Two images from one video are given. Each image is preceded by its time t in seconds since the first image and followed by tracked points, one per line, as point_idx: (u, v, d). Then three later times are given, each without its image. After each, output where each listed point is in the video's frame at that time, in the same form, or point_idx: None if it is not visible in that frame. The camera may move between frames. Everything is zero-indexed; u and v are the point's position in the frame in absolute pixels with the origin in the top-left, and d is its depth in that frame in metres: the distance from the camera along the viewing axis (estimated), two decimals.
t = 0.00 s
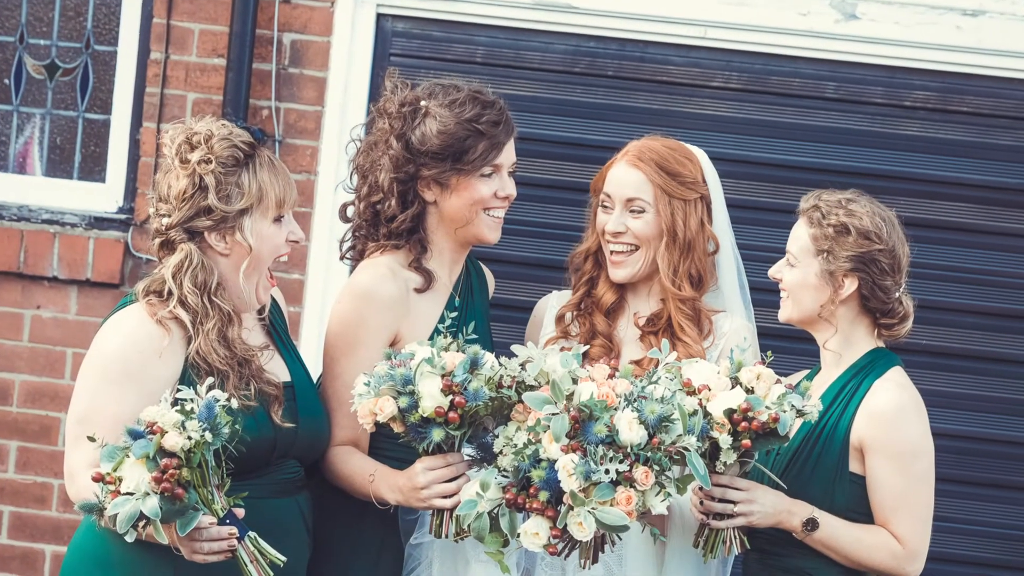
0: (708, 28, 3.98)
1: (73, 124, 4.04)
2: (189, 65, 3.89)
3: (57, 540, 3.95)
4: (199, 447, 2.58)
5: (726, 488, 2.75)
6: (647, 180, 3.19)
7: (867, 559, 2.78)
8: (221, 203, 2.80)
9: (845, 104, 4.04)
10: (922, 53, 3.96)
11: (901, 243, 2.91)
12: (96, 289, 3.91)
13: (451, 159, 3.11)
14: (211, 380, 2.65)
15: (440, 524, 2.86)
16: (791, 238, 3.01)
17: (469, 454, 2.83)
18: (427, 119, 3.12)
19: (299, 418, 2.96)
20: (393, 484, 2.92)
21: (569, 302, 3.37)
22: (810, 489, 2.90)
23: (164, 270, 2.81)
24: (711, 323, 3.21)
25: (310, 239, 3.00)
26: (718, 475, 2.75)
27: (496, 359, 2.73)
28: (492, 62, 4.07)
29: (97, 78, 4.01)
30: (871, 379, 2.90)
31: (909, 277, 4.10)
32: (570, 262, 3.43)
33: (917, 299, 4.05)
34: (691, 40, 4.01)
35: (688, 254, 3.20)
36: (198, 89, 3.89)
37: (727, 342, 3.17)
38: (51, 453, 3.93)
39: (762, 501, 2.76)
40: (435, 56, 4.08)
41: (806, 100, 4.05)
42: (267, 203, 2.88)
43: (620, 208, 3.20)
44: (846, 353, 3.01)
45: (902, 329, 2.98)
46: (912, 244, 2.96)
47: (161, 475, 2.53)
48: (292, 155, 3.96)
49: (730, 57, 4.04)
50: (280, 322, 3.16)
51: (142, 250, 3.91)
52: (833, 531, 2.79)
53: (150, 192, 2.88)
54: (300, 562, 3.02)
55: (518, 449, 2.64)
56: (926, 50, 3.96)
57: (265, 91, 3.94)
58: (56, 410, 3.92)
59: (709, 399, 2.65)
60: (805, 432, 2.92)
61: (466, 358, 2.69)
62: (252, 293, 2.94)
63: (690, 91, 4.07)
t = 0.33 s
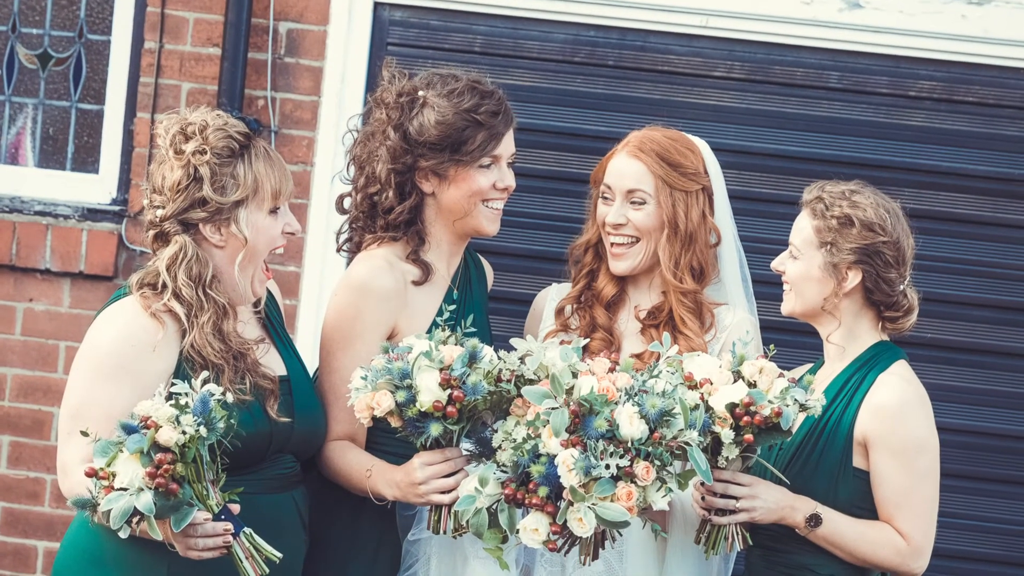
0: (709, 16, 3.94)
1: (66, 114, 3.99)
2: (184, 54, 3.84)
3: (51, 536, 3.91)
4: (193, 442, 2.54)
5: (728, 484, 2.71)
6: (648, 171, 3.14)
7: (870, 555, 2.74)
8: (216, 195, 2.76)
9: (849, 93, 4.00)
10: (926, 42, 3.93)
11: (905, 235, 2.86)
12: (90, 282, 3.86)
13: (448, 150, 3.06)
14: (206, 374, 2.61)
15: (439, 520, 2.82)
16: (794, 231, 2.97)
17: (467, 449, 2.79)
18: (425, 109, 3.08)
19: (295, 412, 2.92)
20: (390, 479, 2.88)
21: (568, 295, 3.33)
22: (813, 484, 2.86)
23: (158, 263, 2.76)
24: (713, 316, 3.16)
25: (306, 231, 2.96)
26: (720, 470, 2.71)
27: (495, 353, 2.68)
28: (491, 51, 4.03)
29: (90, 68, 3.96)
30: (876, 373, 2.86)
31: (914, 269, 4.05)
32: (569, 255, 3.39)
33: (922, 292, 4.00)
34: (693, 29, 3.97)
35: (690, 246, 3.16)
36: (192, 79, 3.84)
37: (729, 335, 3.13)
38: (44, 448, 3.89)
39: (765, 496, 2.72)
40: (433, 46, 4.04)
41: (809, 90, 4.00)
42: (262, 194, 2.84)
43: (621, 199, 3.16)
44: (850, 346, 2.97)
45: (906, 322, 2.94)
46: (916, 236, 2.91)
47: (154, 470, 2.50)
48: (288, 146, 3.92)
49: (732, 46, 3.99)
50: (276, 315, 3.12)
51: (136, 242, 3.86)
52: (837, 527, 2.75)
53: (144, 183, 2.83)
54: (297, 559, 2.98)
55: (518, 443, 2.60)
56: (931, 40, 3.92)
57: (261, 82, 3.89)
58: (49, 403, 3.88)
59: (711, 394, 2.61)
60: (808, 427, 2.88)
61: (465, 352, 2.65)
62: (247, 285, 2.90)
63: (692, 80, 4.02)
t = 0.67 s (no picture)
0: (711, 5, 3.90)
1: (59, 104, 3.94)
2: (178, 44, 3.79)
3: (44, 532, 3.87)
4: (188, 437, 2.50)
5: (730, 479, 2.67)
6: (650, 162, 3.10)
7: (874, 551, 2.70)
8: (211, 186, 2.71)
9: (852, 83, 3.95)
10: (930, 31, 3.88)
11: (909, 226, 2.83)
12: (83, 274, 3.82)
13: (447, 141, 3.02)
14: (200, 368, 2.56)
15: (437, 517, 2.78)
16: (798, 223, 2.93)
17: (466, 444, 2.75)
18: (423, 99, 3.03)
19: (291, 407, 2.88)
20: (387, 474, 2.84)
21: (568, 288, 3.29)
22: (816, 480, 2.82)
23: (153, 255, 2.72)
24: (715, 309, 3.12)
25: (302, 224, 2.91)
26: (723, 466, 2.67)
27: (493, 347, 2.64)
28: (490, 40, 3.99)
29: (83, 58, 3.92)
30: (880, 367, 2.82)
31: (918, 262, 4.01)
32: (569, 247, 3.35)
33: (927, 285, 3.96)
34: (694, 18, 3.93)
35: (691, 238, 3.12)
36: (187, 70, 3.80)
37: (732, 328, 3.07)
38: (37, 442, 3.85)
39: (768, 492, 2.68)
40: (431, 36, 4.00)
41: (812, 80, 3.96)
42: (258, 185, 2.80)
43: (621, 190, 3.11)
44: (853, 339, 2.93)
45: (910, 315, 2.90)
46: (920, 228, 2.87)
47: (149, 465, 2.45)
48: (283, 137, 3.87)
49: (734, 35, 3.95)
50: (272, 308, 3.08)
51: (130, 234, 3.81)
52: (841, 523, 2.71)
53: (138, 174, 2.79)
54: (293, 555, 2.94)
55: (517, 438, 2.55)
56: (936, 29, 3.88)
57: (256, 72, 3.84)
58: (42, 397, 3.84)
59: (713, 388, 2.57)
60: (811, 422, 2.84)
61: (463, 346, 2.61)
62: (242, 278, 2.86)
63: (693, 70, 3.98)
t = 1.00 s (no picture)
0: None
1: (52, 95, 3.89)
2: (173, 34, 3.75)
3: (36, 528, 3.84)
4: (183, 432, 2.46)
5: (732, 474, 2.63)
6: (651, 153, 3.06)
7: (878, 547, 2.67)
8: (206, 177, 2.67)
9: (856, 73, 3.91)
10: (934, 20, 3.85)
11: (914, 219, 2.78)
12: (76, 267, 3.77)
13: (445, 131, 2.98)
14: (195, 361, 2.52)
15: (435, 513, 2.74)
16: (801, 215, 2.89)
17: (464, 439, 2.71)
18: (421, 90, 2.99)
19: (287, 401, 2.84)
20: (384, 470, 2.80)
21: (568, 281, 3.24)
22: (820, 475, 2.78)
23: (147, 247, 2.68)
24: (717, 302, 3.08)
25: (298, 215, 2.87)
26: (725, 461, 2.64)
27: (493, 340, 2.60)
28: (489, 30, 3.95)
29: (77, 47, 3.87)
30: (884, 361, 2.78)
31: (922, 254, 3.97)
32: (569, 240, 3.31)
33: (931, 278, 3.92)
34: (695, 7, 3.89)
35: (692, 230, 3.08)
36: (181, 59, 3.75)
37: (733, 321, 3.03)
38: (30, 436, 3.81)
39: (771, 487, 2.65)
40: (430, 25, 3.96)
41: (815, 70, 3.92)
42: (253, 176, 2.76)
43: (622, 181, 3.07)
44: (857, 333, 2.89)
45: (915, 309, 2.86)
46: (925, 220, 2.83)
47: (143, 460, 2.42)
48: (280, 127, 3.83)
49: (736, 25, 3.91)
50: (269, 302, 3.04)
51: (124, 226, 3.77)
52: (845, 519, 2.67)
53: (132, 166, 2.75)
54: (290, 552, 2.91)
55: (516, 433, 2.51)
56: (940, 18, 3.84)
57: (252, 61, 3.80)
58: (35, 391, 3.80)
59: (715, 381, 2.54)
60: (814, 416, 2.80)
61: (461, 339, 2.57)
62: (238, 271, 2.82)
63: (695, 60, 3.93)
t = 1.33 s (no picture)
0: None
1: (46, 85, 3.84)
2: (167, 23, 3.70)
3: (28, 523, 3.80)
4: (178, 426, 2.42)
5: (734, 470, 2.60)
6: (651, 144, 3.02)
7: (882, 544, 2.63)
8: (201, 168, 2.63)
9: (860, 63, 3.87)
10: (939, 9, 3.81)
11: (918, 211, 2.75)
12: (69, 259, 3.73)
13: (444, 122, 2.94)
14: (190, 355, 2.48)
15: (433, 509, 2.70)
16: (804, 207, 2.85)
17: (463, 434, 2.67)
18: (418, 80, 2.94)
19: (283, 395, 2.80)
20: (382, 465, 2.77)
21: (568, 274, 3.20)
22: (823, 470, 2.75)
23: (141, 240, 2.63)
24: (719, 296, 3.04)
25: (294, 208, 2.83)
26: (726, 456, 2.60)
27: (492, 334, 2.56)
28: (487, 20, 3.90)
29: (71, 38, 3.82)
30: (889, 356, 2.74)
31: (927, 246, 3.93)
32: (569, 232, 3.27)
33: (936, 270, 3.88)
34: None
35: (694, 223, 3.04)
36: (176, 49, 3.71)
37: (736, 314, 3.00)
38: (23, 431, 3.78)
39: (774, 483, 2.61)
40: (427, 14, 3.90)
41: (818, 60, 3.88)
42: (249, 168, 2.72)
43: (623, 173, 3.03)
44: (861, 327, 2.85)
45: (919, 302, 2.82)
46: (929, 212, 2.79)
47: (137, 455, 2.38)
48: (276, 118, 3.78)
49: (738, 14, 3.87)
50: (264, 295, 3.00)
51: (117, 218, 3.73)
52: (848, 514, 2.64)
53: (126, 157, 2.71)
54: (285, 548, 2.87)
55: (516, 428, 2.48)
56: (945, 7, 3.80)
57: (247, 51, 3.75)
58: (28, 386, 3.76)
59: (717, 376, 2.49)
60: (818, 411, 2.77)
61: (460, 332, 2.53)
62: (233, 263, 2.78)
63: (697, 50, 3.89)
